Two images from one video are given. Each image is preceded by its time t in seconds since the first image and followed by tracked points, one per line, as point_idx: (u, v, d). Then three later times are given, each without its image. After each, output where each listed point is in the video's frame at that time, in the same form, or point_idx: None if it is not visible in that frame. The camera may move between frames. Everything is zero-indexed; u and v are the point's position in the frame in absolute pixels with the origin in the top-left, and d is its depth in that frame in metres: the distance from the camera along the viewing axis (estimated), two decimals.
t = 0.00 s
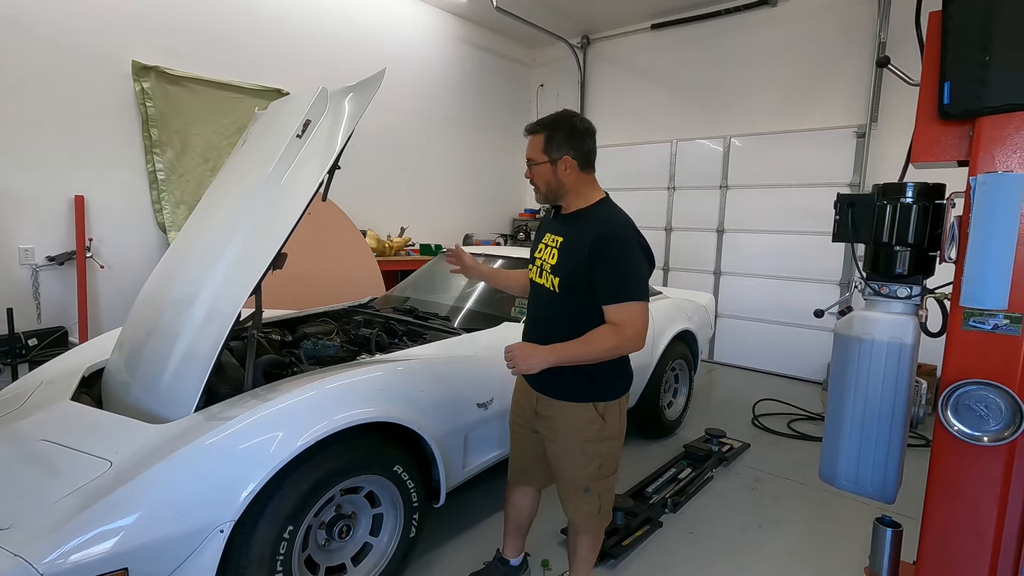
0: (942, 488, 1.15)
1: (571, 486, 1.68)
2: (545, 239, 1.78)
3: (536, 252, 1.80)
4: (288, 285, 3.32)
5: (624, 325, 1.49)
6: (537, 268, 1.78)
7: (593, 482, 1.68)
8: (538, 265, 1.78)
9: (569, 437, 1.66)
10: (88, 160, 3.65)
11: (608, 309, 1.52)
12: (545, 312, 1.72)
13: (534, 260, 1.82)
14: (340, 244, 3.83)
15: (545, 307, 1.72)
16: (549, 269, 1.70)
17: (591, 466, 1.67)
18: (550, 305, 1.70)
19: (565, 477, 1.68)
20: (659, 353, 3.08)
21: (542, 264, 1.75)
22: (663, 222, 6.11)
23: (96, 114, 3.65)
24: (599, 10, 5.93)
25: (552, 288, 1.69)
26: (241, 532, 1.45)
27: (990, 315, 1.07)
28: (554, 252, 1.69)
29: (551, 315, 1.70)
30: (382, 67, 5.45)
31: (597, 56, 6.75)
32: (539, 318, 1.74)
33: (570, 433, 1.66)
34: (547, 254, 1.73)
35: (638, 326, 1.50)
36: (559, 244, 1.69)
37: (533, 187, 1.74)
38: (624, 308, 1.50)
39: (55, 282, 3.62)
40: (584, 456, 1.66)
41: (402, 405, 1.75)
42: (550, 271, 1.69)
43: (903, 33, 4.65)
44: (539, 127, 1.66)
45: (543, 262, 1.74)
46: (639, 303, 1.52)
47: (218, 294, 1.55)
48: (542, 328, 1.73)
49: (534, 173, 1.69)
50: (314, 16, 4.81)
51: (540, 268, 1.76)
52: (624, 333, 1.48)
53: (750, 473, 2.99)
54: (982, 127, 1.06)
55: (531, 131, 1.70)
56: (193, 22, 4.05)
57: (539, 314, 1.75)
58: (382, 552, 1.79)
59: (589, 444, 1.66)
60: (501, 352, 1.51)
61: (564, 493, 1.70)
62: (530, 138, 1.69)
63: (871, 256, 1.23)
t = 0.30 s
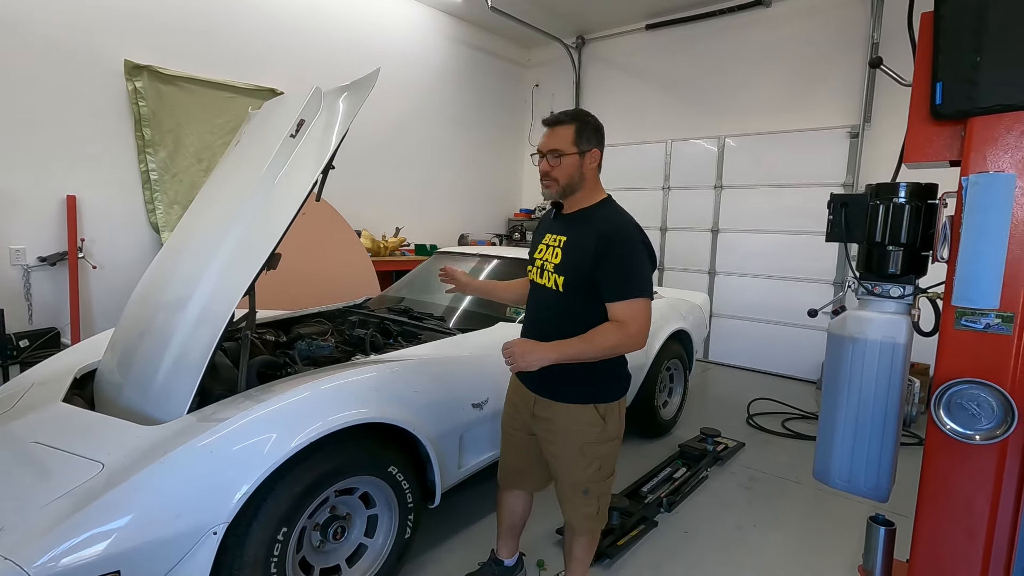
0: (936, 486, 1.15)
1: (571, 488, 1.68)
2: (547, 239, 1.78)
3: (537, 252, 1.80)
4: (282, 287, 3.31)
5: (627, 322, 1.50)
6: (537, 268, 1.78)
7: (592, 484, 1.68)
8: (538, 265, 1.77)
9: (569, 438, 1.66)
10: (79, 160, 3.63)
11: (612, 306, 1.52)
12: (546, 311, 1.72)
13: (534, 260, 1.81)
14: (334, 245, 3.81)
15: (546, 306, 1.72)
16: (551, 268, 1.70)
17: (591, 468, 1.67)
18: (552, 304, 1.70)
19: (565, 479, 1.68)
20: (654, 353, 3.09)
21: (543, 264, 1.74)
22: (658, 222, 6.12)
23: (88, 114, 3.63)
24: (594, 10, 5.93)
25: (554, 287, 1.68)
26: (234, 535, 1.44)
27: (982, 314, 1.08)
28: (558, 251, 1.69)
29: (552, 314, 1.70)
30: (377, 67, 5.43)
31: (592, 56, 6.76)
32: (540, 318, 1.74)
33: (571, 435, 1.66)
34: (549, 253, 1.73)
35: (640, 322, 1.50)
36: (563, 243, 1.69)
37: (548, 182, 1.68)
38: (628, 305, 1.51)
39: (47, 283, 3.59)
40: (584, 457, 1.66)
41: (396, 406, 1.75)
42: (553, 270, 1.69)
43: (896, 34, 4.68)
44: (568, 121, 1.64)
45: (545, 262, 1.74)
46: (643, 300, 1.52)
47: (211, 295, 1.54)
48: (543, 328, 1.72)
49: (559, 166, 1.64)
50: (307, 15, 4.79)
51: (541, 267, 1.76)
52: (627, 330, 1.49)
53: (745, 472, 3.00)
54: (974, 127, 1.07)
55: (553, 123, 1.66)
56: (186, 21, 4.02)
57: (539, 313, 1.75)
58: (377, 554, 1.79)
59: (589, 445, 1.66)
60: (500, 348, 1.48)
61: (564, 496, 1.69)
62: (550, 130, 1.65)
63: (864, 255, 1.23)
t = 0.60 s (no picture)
0: (929, 482, 1.16)
1: (566, 486, 1.67)
2: (539, 237, 1.76)
3: (528, 251, 1.77)
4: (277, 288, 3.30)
5: (632, 313, 1.52)
6: (531, 267, 1.74)
7: (586, 480, 1.68)
8: (532, 264, 1.74)
9: (564, 436, 1.65)
10: (72, 160, 3.60)
11: (618, 298, 1.54)
12: (545, 310, 1.68)
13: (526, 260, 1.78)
14: (330, 245, 3.80)
15: (546, 303, 1.68)
16: (549, 264, 1.68)
17: (585, 465, 1.67)
18: (552, 301, 1.66)
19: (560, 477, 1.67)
20: (650, 353, 3.09)
21: (539, 261, 1.72)
22: (654, 221, 6.12)
23: (81, 114, 3.61)
24: (589, 9, 5.94)
25: (555, 283, 1.65)
26: (230, 536, 1.43)
27: (976, 312, 1.08)
28: (555, 247, 1.68)
29: (552, 312, 1.66)
30: (372, 66, 5.42)
31: (587, 55, 6.76)
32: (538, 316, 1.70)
33: (565, 433, 1.65)
34: (544, 250, 1.71)
35: (644, 311, 1.53)
36: (560, 239, 1.68)
37: (560, 175, 1.66)
38: (633, 296, 1.53)
39: (40, 283, 3.56)
40: (578, 455, 1.66)
41: (392, 406, 1.74)
42: (552, 266, 1.67)
43: (890, 34, 4.70)
44: (573, 116, 1.68)
45: (539, 260, 1.72)
46: (644, 291, 1.55)
47: (205, 295, 1.53)
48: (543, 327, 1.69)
49: (572, 157, 1.65)
50: (302, 14, 4.77)
51: (536, 266, 1.72)
52: (635, 319, 1.51)
53: (740, 471, 3.00)
54: (966, 126, 1.07)
55: (556, 119, 1.68)
56: (179, 20, 4.00)
57: (537, 312, 1.71)
58: (373, 554, 1.78)
59: (584, 442, 1.66)
60: (511, 352, 1.46)
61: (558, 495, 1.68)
62: (553, 124, 1.67)
63: (858, 254, 1.23)
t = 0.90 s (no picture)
0: (933, 482, 1.15)
1: (565, 480, 1.67)
2: (519, 234, 1.72)
3: (509, 249, 1.72)
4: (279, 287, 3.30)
5: (617, 305, 1.60)
6: (514, 264, 1.70)
7: (584, 469, 1.70)
8: (515, 261, 1.70)
9: (559, 430, 1.65)
10: (76, 160, 3.62)
11: (604, 292, 1.60)
12: (535, 307, 1.65)
13: (506, 258, 1.73)
14: (333, 244, 3.80)
15: (536, 301, 1.65)
16: (537, 261, 1.65)
17: (581, 455, 1.69)
18: (542, 298, 1.64)
19: (557, 473, 1.67)
20: (652, 352, 3.09)
21: (524, 258, 1.68)
22: (656, 221, 6.11)
23: (85, 114, 3.62)
24: (592, 9, 5.94)
25: (545, 279, 1.63)
26: (232, 535, 1.44)
27: (980, 311, 1.07)
28: (542, 243, 1.66)
29: (541, 309, 1.64)
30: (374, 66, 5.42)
31: (589, 55, 6.76)
32: (527, 315, 1.66)
33: (561, 427, 1.65)
34: (530, 247, 1.68)
35: (627, 303, 1.62)
36: (546, 236, 1.66)
37: (542, 174, 1.67)
38: (618, 290, 1.61)
39: (44, 283, 3.58)
40: (575, 447, 1.67)
41: (394, 406, 1.74)
42: (541, 263, 1.64)
43: (893, 33, 4.69)
44: (550, 117, 1.71)
45: (524, 257, 1.68)
46: (626, 284, 1.64)
47: (207, 294, 1.54)
48: (533, 325, 1.65)
49: (553, 156, 1.66)
50: (305, 15, 4.79)
51: (521, 263, 1.68)
52: (622, 310, 1.60)
53: (743, 471, 3.00)
54: (971, 125, 1.07)
55: (535, 119, 1.71)
56: (182, 21, 4.01)
57: (526, 311, 1.66)
58: (375, 554, 1.78)
59: (578, 433, 1.67)
60: (516, 352, 1.45)
61: (558, 490, 1.67)
62: (535, 124, 1.70)
63: (861, 253, 1.23)
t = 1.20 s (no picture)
0: (938, 484, 1.15)
1: (551, 472, 1.68)
2: (496, 234, 1.71)
3: (487, 249, 1.70)
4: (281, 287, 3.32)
5: (590, 296, 1.68)
6: (493, 264, 1.68)
7: (566, 460, 1.71)
8: (494, 261, 1.68)
9: (544, 422, 1.67)
10: (81, 161, 3.64)
11: (576, 287, 1.67)
12: (518, 306, 1.64)
13: (484, 259, 1.70)
14: (336, 245, 3.80)
15: (519, 300, 1.64)
16: (518, 260, 1.65)
17: (565, 445, 1.71)
18: (526, 297, 1.64)
19: (543, 465, 1.67)
20: (654, 353, 3.08)
21: (504, 258, 1.67)
22: (659, 222, 6.10)
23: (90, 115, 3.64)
24: (595, 10, 5.94)
25: (527, 277, 1.64)
26: (236, 535, 1.44)
27: (985, 314, 1.07)
28: (522, 242, 1.66)
29: (524, 308, 1.64)
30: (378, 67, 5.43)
31: (592, 56, 6.75)
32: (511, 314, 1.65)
33: (546, 418, 1.67)
34: (509, 246, 1.67)
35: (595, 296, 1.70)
36: (525, 235, 1.66)
37: (515, 180, 1.67)
38: (590, 285, 1.68)
39: (49, 283, 3.60)
40: (559, 437, 1.69)
41: (397, 407, 1.75)
42: (522, 262, 1.64)
43: (898, 34, 4.67)
44: (517, 121, 1.69)
45: (504, 256, 1.67)
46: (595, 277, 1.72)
47: (211, 294, 1.55)
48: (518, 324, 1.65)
49: (524, 161, 1.66)
50: (309, 16, 4.80)
51: (500, 263, 1.67)
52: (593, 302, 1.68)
53: (745, 473, 2.99)
54: (976, 127, 1.07)
55: (503, 125, 1.68)
56: (187, 22, 4.03)
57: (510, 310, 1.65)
58: (378, 554, 1.78)
59: (561, 424, 1.70)
60: (518, 324, 1.50)
61: (545, 483, 1.68)
62: (502, 131, 1.67)
63: (865, 255, 1.23)
